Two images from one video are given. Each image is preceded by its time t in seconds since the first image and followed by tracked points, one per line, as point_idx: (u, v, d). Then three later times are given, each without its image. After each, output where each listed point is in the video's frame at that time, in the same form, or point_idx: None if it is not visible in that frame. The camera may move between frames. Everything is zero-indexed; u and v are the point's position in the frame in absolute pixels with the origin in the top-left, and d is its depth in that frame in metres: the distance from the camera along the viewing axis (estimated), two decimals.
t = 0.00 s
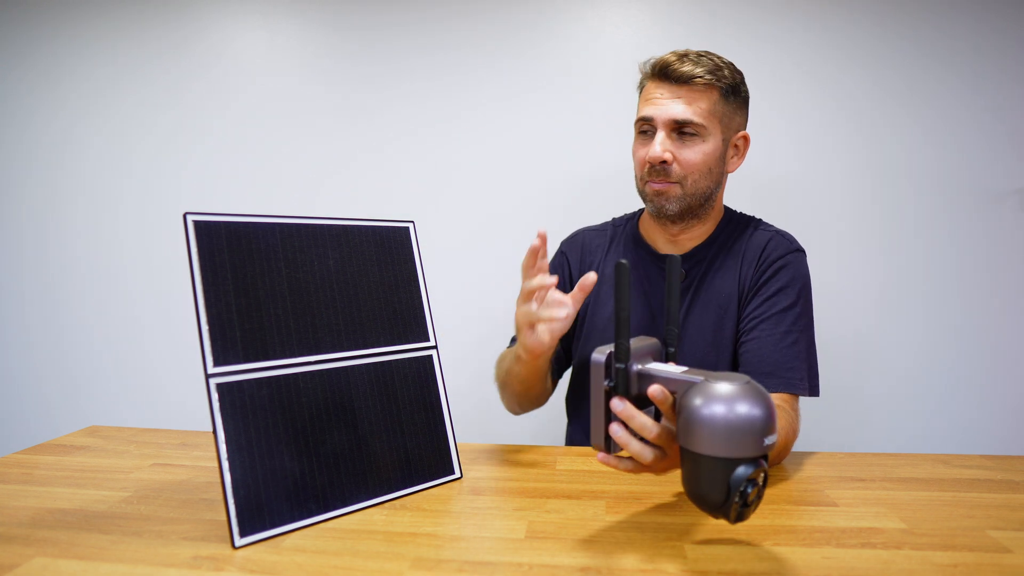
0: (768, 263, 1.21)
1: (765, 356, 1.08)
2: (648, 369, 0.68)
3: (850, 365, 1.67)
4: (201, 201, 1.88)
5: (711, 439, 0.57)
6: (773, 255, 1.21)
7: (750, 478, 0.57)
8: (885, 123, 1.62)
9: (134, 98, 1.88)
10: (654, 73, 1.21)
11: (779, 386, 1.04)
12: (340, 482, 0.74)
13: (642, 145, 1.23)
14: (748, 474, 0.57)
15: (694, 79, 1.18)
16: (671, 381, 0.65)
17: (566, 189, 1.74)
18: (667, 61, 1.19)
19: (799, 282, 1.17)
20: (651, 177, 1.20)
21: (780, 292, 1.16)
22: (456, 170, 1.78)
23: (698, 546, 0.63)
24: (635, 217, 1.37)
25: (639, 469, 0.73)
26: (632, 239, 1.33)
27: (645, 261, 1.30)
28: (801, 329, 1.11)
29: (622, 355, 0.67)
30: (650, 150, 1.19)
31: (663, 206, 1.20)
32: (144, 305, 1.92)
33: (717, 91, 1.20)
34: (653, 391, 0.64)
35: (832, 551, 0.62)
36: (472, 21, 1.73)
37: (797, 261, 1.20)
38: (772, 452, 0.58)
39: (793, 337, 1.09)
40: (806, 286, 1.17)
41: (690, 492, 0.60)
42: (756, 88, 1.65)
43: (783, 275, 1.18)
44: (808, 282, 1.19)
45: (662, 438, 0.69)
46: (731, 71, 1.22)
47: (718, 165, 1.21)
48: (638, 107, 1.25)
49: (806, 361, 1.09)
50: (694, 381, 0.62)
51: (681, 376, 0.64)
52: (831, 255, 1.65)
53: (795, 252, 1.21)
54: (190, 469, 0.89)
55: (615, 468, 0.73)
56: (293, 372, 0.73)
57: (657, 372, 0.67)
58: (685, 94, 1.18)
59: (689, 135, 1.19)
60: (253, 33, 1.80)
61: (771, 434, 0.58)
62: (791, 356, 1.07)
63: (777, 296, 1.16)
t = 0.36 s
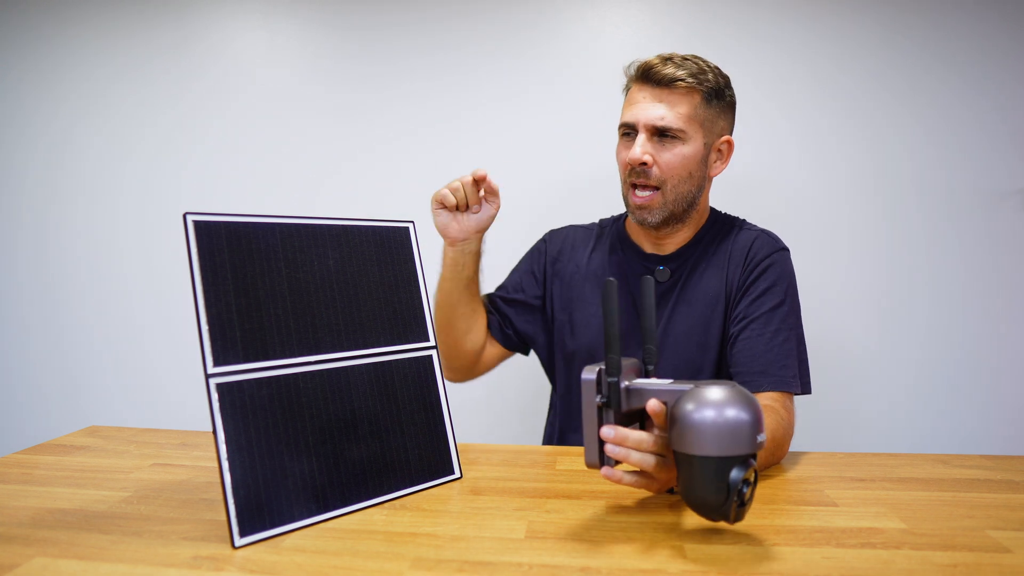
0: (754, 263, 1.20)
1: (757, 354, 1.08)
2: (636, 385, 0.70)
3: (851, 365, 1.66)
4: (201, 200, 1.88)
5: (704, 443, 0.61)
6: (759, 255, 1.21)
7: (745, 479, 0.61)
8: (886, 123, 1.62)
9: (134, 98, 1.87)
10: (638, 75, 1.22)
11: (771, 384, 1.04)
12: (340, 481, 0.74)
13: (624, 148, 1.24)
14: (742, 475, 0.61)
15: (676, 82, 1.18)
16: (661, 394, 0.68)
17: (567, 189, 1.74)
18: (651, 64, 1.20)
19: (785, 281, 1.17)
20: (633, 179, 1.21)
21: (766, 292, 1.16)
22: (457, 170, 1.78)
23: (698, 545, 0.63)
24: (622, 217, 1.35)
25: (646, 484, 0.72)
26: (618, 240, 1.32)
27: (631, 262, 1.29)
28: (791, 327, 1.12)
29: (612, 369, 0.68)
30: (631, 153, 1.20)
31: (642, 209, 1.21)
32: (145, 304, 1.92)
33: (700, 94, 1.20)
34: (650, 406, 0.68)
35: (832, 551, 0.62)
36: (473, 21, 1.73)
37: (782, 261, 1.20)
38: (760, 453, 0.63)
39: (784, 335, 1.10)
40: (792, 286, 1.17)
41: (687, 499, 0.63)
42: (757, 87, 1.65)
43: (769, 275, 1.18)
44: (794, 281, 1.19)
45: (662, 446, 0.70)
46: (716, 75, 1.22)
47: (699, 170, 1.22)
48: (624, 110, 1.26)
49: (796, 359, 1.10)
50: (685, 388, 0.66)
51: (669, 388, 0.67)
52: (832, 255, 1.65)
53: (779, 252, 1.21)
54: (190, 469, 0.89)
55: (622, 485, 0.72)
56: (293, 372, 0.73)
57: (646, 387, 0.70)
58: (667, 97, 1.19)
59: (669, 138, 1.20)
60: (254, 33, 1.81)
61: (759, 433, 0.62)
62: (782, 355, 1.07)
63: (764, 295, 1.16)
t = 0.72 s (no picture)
0: (747, 263, 1.20)
1: (753, 354, 1.08)
2: (638, 392, 0.70)
3: (851, 364, 1.66)
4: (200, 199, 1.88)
5: (706, 450, 0.61)
6: (750, 255, 1.21)
7: (746, 486, 0.62)
8: (884, 122, 1.62)
9: (133, 96, 1.88)
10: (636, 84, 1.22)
11: (768, 382, 1.04)
12: (340, 481, 0.74)
13: (622, 157, 1.24)
14: (744, 483, 0.61)
15: (675, 93, 1.19)
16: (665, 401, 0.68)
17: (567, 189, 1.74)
18: (650, 73, 1.20)
19: (778, 282, 1.17)
20: (631, 188, 1.21)
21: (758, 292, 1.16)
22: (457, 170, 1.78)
23: (698, 546, 0.63)
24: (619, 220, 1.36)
25: (648, 489, 0.71)
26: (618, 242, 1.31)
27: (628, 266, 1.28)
28: (786, 326, 1.12)
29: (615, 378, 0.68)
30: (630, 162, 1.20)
31: (642, 217, 1.21)
32: (144, 303, 1.92)
33: (699, 105, 1.21)
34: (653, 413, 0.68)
35: (831, 551, 0.62)
36: (472, 20, 1.73)
37: (774, 263, 1.21)
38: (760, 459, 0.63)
39: (779, 334, 1.10)
40: (784, 286, 1.17)
41: (689, 506, 0.64)
42: (755, 86, 1.65)
43: (762, 274, 1.18)
44: (786, 282, 1.19)
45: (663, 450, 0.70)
46: (713, 85, 1.23)
47: (697, 178, 1.22)
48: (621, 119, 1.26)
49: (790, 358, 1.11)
50: (685, 396, 0.66)
51: (670, 394, 0.68)
52: (831, 254, 1.65)
53: (771, 253, 1.22)
54: (190, 469, 0.89)
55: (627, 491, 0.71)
56: (293, 372, 0.73)
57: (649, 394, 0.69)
58: (666, 107, 1.20)
59: (668, 147, 1.20)
60: (253, 33, 1.81)
61: (760, 441, 0.62)
62: (778, 353, 1.07)
63: (759, 295, 1.16)
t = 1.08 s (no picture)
0: (740, 263, 1.20)
1: (751, 355, 1.08)
2: (634, 396, 0.70)
3: (851, 364, 1.66)
4: (200, 199, 1.88)
5: (701, 453, 0.61)
6: (743, 256, 1.21)
7: (743, 489, 0.62)
8: (885, 122, 1.62)
9: (133, 97, 1.88)
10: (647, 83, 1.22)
11: (767, 383, 1.04)
12: (340, 481, 0.74)
13: (625, 153, 1.24)
14: (741, 486, 0.61)
15: (685, 97, 1.19)
16: (662, 405, 0.68)
17: (567, 188, 1.74)
18: (661, 74, 1.20)
19: (772, 281, 1.17)
20: (630, 184, 1.21)
21: (754, 292, 1.16)
22: (457, 170, 1.78)
23: (697, 545, 0.63)
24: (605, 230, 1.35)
25: (648, 492, 0.71)
26: (603, 251, 1.31)
27: (617, 271, 1.27)
28: (781, 326, 1.12)
29: (610, 384, 0.67)
30: (634, 159, 1.20)
31: (638, 214, 1.20)
32: (144, 304, 1.92)
33: (705, 111, 1.22)
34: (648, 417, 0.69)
35: (831, 551, 0.62)
36: (473, 21, 1.73)
37: (767, 262, 1.21)
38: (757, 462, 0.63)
39: (776, 333, 1.10)
40: (779, 285, 1.17)
41: (687, 509, 0.64)
42: (756, 87, 1.65)
43: (756, 275, 1.18)
44: (780, 281, 1.19)
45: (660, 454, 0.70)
46: (720, 94, 1.24)
47: (696, 183, 1.23)
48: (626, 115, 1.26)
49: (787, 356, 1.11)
50: (683, 399, 0.66)
51: (667, 398, 0.68)
52: (830, 254, 1.65)
53: (763, 253, 1.21)
54: (189, 469, 0.89)
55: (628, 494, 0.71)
56: (293, 372, 0.73)
57: (646, 398, 0.70)
58: (676, 108, 1.20)
59: (671, 149, 1.20)
60: (254, 33, 1.81)
61: (757, 443, 0.63)
62: (775, 354, 1.08)
63: (753, 295, 1.16)
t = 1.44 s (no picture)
0: (736, 262, 1.20)
1: (751, 356, 1.08)
2: (637, 401, 0.70)
3: (851, 363, 1.66)
4: (200, 199, 1.88)
5: (705, 459, 0.61)
6: (739, 255, 1.20)
7: (747, 496, 0.62)
8: (884, 122, 1.62)
9: (133, 97, 1.88)
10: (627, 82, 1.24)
11: (767, 383, 1.04)
12: (340, 481, 0.74)
13: (610, 151, 1.25)
14: (744, 493, 0.61)
15: (662, 89, 1.20)
16: (665, 411, 0.68)
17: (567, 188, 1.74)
18: (640, 70, 1.22)
19: (768, 280, 1.17)
20: (616, 180, 1.22)
21: (751, 292, 1.16)
22: (457, 170, 1.78)
23: (697, 545, 0.63)
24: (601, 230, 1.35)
25: (652, 496, 0.71)
26: (600, 250, 1.31)
27: (614, 270, 1.28)
28: (780, 325, 1.12)
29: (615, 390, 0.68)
30: (616, 154, 1.21)
31: (626, 209, 1.21)
32: (144, 304, 1.92)
33: (685, 102, 1.22)
34: (653, 424, 0.68)
35: (831, 551, 0.62)
36: (473, 21, 1.73)
37: (764, 261, 1.20)
38: (760, 469, 0.63)
39: (775, 332, 1.10)
40: (775, 283, 1.17)
41: (688, 515, 0.64)
42: (756, 87, 1.65)
43: (753, 273, 1.17)
44: (777, 278, 1.18)
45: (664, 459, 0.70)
46: (701, 86, 1.24)
47: (683, 174, 1.22)
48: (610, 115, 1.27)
49: (786, 354, 1.11)
50: (686, 405, 0.66)
51: (671, 404, 0.67)
52: (830, 254, 1.65)
53: (760, 251, 1.21)
54: (189, 469, 0.89)
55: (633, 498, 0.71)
56: (293, 372, 0.73)
57: (649, 403, 0.69)
58: (654, 101, 1.20)
59: (654, 142, 1.20)
60: (254, 33, 1.81)
61: (759, 450, 0.63)
62: (773, 353, 1.07)
63: (751, 294, 1.15)
